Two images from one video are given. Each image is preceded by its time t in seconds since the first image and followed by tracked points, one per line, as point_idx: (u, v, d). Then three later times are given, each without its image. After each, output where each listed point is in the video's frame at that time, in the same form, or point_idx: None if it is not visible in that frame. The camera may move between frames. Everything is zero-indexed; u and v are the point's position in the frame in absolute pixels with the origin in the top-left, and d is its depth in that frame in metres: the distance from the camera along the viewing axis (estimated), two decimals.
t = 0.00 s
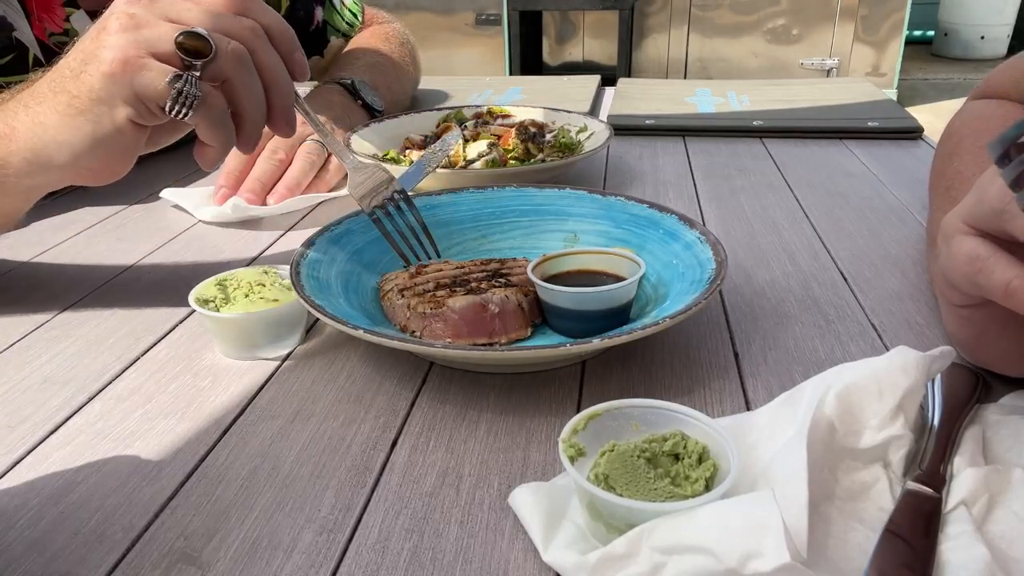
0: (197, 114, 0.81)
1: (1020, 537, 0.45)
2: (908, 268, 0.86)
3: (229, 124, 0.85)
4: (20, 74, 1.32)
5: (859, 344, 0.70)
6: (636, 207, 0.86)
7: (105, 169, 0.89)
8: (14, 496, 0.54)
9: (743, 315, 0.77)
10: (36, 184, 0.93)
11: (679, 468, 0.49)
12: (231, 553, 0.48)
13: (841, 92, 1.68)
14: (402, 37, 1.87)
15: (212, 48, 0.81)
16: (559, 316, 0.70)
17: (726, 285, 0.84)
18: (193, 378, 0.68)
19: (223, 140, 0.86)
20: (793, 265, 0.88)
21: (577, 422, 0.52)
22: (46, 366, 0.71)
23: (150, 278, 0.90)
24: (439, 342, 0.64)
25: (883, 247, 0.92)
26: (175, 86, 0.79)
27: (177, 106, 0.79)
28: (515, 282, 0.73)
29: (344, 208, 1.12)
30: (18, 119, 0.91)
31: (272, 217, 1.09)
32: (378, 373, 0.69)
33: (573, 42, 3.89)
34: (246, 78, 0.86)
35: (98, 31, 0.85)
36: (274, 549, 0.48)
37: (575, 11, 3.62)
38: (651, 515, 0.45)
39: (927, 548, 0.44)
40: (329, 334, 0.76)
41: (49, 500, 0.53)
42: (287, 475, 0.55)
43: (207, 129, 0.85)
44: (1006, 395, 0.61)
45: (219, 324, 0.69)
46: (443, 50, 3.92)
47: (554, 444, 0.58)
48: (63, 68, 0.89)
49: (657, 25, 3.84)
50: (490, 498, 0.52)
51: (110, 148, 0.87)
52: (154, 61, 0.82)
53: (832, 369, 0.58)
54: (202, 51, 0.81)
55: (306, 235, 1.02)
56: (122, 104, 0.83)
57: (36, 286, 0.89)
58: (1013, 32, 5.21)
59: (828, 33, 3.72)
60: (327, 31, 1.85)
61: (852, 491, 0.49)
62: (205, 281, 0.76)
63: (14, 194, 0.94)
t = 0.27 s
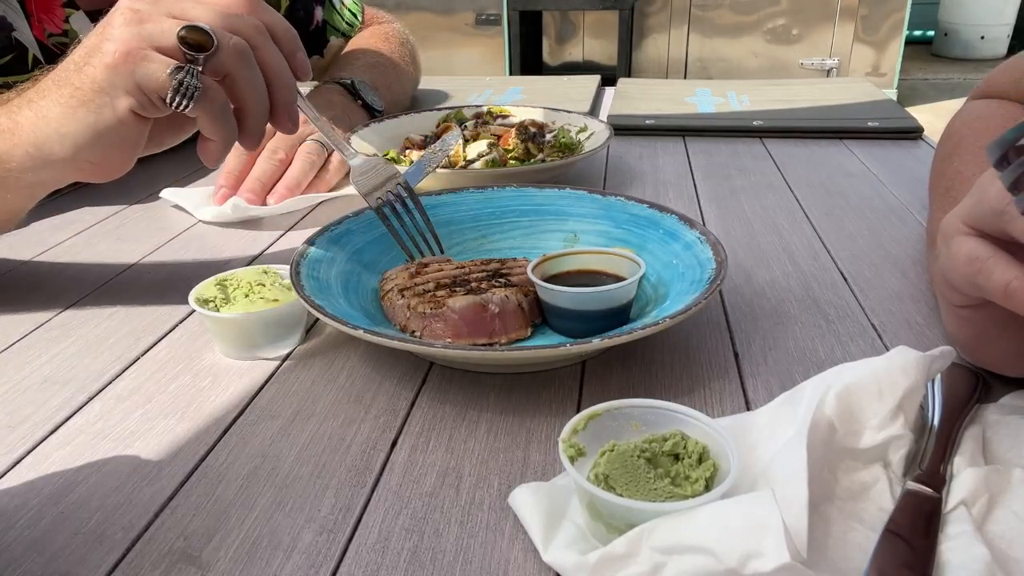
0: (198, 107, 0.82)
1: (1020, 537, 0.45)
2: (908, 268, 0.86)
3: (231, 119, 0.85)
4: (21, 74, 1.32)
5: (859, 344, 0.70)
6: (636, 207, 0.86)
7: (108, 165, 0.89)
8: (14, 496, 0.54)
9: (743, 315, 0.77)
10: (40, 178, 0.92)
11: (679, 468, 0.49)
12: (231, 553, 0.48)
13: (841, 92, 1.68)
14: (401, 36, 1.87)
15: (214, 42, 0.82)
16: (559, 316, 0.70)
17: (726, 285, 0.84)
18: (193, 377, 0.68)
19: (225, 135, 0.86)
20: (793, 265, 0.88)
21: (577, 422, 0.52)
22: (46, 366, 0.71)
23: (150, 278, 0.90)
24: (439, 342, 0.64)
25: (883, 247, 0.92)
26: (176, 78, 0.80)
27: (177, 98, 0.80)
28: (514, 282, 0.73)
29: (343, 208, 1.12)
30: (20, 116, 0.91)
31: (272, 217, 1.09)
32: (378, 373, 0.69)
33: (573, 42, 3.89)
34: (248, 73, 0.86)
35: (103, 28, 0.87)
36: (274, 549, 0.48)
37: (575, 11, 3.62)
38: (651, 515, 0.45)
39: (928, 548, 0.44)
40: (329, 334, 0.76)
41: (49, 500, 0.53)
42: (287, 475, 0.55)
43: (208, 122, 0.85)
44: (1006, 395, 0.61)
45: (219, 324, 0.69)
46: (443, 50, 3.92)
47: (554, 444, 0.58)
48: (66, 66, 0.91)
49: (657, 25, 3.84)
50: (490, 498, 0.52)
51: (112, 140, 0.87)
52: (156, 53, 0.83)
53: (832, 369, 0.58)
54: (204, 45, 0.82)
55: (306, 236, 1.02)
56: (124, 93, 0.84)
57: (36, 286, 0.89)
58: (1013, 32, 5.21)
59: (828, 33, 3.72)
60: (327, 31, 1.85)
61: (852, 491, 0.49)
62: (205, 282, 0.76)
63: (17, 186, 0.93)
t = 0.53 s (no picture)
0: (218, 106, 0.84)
1: (1020, 537, 0.45)
2: (908, 268, 0.86)
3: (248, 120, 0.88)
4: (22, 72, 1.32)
5: (859, 344, 0.70)
6: (635, 207, 0.86)
7: (127, 161, 0.92)
8: (14, 496, 0.54)
9: (743, 315, 0.77)
10: (55, 174, 0.92)
11: (679, 467, 0.49)
12: (231, 553, 0.48)
13: (842, 92, 1.68)
14: (401, 36, 1.87)
15: (237, 47, 0.87)
16: (559, 316, 0.70)
17: (726, 285, 0.84)
18: (193, 377, 0.68)
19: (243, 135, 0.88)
20: (793, 265, 0.88)
21: (577, 422, 0.52)
22: (46, 366, 0.71)
23: (150, 277, 0.90)
24: (439, 342, 0.64)
25: (883, 247, 0.92)
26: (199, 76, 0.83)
27: (202, 97, 0.83)
28: (514, 282, 0.73)
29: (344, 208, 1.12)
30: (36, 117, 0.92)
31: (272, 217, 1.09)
32: (378, 373, 0.69)
33: (573, 42, 3.89)
34: (266, 79, 0.90)
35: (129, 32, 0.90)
36: (274, 549, 0.48)
37: (575, 11, 3.62)
38: (651, 515, 0.45)
39: (928, 548, 0.44)
40: (329, 334, 0.76)
41: (49, 500, 0.53)
42: (287, 475, 0.55)
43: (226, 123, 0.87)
44: (1006, 395, 0.60)
45: (219, 324, 0.69)
46: (443, 50, 3.92)
47: (554, 444, 0.58)
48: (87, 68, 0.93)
49: (657, 25, 3.84)
50: (490, 498, 0.52)
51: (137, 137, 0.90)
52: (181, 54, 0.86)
53: (832, 369, 0.58)
54: (227, 49, 0.86)
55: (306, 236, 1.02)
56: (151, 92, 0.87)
57: (36, 286, 0.89)
58: (1013, 32, 5.21)
59: (828, 33, 3.72)
60: (327, 31, 1.85)
61: (852, 491, 0.49)
62: (205, 282, 0.76)
63: (30, 183, 0.92)
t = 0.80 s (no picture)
0: (214, 92, 0.85)
1: (1020, 537, 0.45)
2: (908, 268, 0.86)
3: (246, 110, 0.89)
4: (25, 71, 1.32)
5: (859, 344, 0.70)
6: (636, 207, 0.86)
7: (130, 151, 0.92)
8: (14, 496, 0.54)
9: (743, 315, 0.77)
10: (57, 166, 0.91)
11: (679, 467, 0.49)
12: (231, 553, 0.48)
13: (842, 92, 1.68)
14: (401, 36, 1.87)
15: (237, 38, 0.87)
16: (559, 316, 0.70)
17: (726, 285, 0.84)
18: (193, 377, 0.68)
19: (239, 123, 0.89)
20: (793, 265, 0.88)
21: (577, 422, 0.52)
22: (46, 366, 0.71)
23: (151, 277, 0.90)
24: (439, 343, 0.64)
25: (882, 248, 0.92)
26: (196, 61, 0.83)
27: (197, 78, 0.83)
28: (515, 282, 0.73)
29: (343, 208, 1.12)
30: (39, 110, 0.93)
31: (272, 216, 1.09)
32: (378, 373, 0.69)
33: (573, 42, 3.89)
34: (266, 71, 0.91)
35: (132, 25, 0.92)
36: (274, 550, 0.48)
37: (575, 11, 3.62)
38: (651, 515, 0.45)
39: (927, 548, 0.44)
40: (329, 334, 0.76)
41: (49, 500, 0.53)
42: (287, 475, 0.55)
43: (222, 110, 0.88)
44: (1006, 395, 0.60)
45: (219, 324, 0.69)
46: (443, 50, 3.92)
47: (554, 444, 0.58)
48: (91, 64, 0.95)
49: (657, 25, 3.84)
50: (490, 499, 0.52)
51: (135, 122, 0.89)
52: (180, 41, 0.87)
53: (832, 370, 0.58)
54: (227, 39, 0.86)
55: (306, 235, 1.02)
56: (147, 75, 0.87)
57: (36, 285, 0.89)
58: (1013, 32, 5.21)
59: (828, 33, 3.72)
60: (327, 31, 1.85)
61: (852, 491, 0.49)
62: (205, 281, 0.76)
63: (31, 176, 0.92)
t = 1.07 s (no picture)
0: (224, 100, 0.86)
1: (1020, 537, 0.45)
2: (908, 268, 0.86)
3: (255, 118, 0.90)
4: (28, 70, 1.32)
5: (859, 344, 0.70)
6: (635, 207, 0.86)
7: (137, 152, 0.92)
8: (14, 496, 0.54)
9: (743, 315, 0.77)
10: (61, 169, 0.91)
11: (679, 468, 0.49)
12: (230, 553, 0.48)
13: (842, 92, 1.68)
14: (401, 36, 1.87)
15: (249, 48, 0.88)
16: (559, 316, 0.70)
17: (726, 285, 0.84)
18: (194, 377, 0.68)
19: (247, 131, 0.90)
20: (793, 265, 0.88)
21: (577, 422, 0.52)
22: (46, 366, 0.71)
23: (151, 277, 0.90)
24: (440, 343, 0.64)
25: (882, 248, 0.92)
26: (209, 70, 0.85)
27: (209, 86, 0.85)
28: (515, 282, 0.73)
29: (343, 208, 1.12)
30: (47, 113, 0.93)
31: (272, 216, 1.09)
32: (378, 373, 0.69)
33: (573, 42, 3.89)
34: (277, 81, 0.91)
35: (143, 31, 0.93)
36: (274, 549, 0.48)
37: (575, 11, 3.62)
38: (652, 515, 0.45)
39: (928, 548, 0.44)
40: (329, 334, 0.76)
41: (49, 500, 0.53)
42: (286, 475, 0.55)
43: (233, 116, 0.89)
44: (1006, 395, 0.60)
45: (219, 324, 0.69)
46: (443, 50, 3.92)
47: (554, 444, 0.58)
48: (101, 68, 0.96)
49: (657, 25, 3.84)
50: (490, 498, 0.52)
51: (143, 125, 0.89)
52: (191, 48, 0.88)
53: (832, 369, 0.58)
54: (241, 49, 0.87)
55: (305, 235, 1.02)
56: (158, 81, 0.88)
57: (36, 286, 0.89)
58: (1013, 32, 5.21)
59: (828, 33, 3.72)
60: (327, 31, 1.85)
61: (852, 491, 0.49)
62: (205, 282, 0.76)
63: (36, 178, 0.91)
